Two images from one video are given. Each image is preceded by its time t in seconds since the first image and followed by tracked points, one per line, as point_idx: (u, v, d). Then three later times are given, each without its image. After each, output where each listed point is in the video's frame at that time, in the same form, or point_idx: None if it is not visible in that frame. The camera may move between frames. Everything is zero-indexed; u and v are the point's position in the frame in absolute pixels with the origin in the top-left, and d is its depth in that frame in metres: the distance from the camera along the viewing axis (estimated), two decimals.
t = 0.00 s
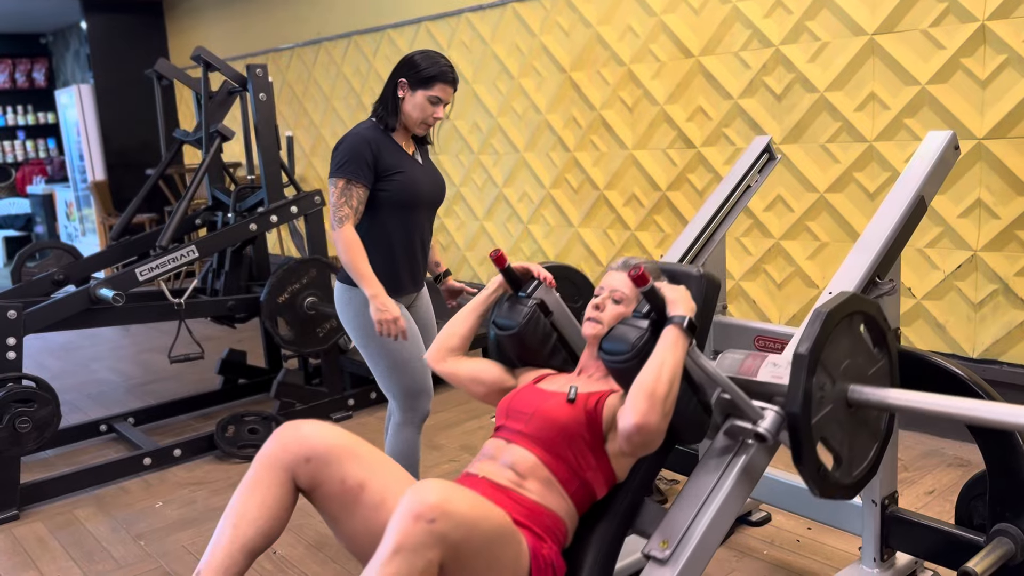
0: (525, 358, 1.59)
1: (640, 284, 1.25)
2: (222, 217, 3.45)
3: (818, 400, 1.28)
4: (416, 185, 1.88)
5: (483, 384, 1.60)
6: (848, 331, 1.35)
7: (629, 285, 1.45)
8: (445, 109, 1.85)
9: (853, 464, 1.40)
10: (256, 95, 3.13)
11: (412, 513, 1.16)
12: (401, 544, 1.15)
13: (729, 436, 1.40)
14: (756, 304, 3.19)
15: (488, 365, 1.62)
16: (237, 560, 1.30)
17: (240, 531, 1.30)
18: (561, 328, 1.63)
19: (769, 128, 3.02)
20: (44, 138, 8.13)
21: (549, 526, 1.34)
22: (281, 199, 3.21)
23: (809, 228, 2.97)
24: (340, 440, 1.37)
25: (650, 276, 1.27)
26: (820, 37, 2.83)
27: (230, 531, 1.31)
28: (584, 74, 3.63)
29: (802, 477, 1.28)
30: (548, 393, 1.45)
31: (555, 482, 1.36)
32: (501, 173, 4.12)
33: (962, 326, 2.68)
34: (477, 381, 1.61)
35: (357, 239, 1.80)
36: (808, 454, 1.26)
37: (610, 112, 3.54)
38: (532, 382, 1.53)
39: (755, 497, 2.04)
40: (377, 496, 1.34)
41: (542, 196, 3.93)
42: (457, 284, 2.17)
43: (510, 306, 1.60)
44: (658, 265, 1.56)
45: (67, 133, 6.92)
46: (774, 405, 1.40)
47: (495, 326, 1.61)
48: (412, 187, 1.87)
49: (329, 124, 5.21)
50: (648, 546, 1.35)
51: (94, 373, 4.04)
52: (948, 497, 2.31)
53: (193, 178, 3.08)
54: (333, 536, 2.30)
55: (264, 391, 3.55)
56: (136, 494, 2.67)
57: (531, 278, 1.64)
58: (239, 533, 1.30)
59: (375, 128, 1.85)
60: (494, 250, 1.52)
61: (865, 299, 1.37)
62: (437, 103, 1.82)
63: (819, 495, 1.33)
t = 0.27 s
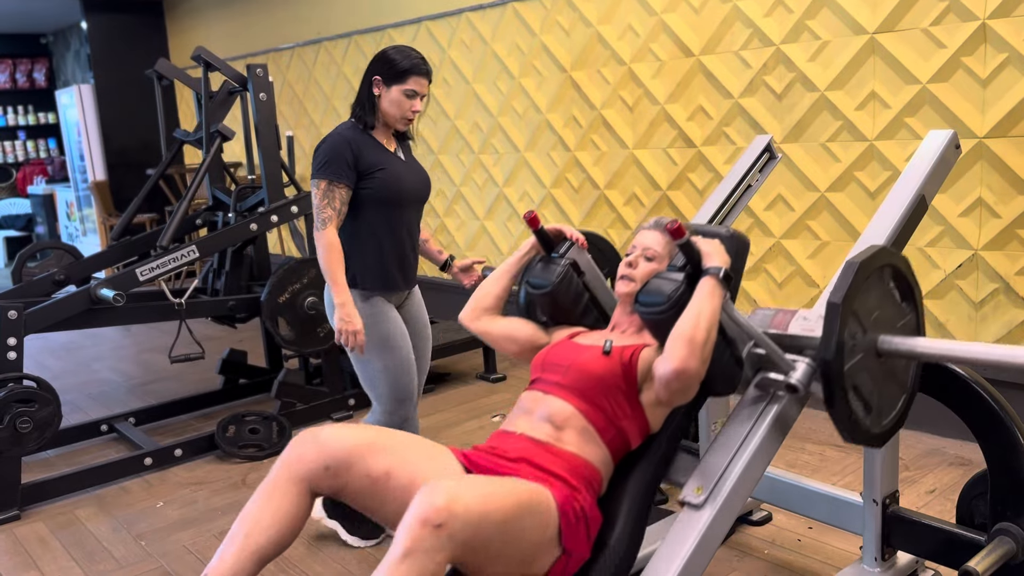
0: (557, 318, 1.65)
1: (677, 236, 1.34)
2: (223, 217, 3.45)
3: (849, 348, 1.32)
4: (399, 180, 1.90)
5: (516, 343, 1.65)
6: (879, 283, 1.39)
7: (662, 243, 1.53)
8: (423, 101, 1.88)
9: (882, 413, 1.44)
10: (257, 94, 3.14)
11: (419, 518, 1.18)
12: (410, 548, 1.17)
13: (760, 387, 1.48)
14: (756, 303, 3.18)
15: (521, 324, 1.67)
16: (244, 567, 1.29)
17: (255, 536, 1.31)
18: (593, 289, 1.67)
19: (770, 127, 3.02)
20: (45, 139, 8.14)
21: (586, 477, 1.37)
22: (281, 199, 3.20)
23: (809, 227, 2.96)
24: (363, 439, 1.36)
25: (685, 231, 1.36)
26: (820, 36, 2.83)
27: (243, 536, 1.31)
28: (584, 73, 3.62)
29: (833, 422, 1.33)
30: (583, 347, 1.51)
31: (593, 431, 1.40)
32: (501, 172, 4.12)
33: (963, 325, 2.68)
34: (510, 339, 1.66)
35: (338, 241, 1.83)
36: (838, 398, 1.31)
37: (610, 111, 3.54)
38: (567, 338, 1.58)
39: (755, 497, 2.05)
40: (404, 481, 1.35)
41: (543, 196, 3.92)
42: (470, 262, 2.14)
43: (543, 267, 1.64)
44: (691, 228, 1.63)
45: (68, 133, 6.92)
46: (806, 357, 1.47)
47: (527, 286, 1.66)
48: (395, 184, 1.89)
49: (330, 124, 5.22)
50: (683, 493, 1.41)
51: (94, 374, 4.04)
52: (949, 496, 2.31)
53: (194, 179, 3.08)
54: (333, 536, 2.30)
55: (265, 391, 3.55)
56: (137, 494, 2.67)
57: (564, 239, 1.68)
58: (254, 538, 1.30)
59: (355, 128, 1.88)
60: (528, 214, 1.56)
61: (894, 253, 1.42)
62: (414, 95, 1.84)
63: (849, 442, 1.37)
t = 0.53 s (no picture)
0: (586, 280, 1.72)
1: (709, 195, 1.37)
2: (224, 217, 3.45)
3: (877, 305, 1.36)
4: (379, 184, 1.92)
5: (546, 305, 1.71)
6: (904, 242, 1.43)
7: (690, 208, 1.59)
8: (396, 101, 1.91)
9: (909, 368, 1.47)
10: (258, 94, 3.14)
11: (435, 544, 1.18)
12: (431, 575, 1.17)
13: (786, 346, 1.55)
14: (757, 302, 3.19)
15: (551, 288, 1.73)
16: None
17: (282, 557, 1.28)
18: (621, 254, 1.74)
19: (770, 126, 3.02)
20: (46, 139, 8.15)
21: (617, 433, 1.44)
22: (282, 199, 3.20)
23: (810, 227, 2.96)
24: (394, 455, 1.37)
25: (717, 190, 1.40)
26: (821, 35, 2.83)
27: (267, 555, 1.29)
28: (585, 73, 3.62)
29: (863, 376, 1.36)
30: (613, 308, 1.59)
31: (625, 387, 1.48)
32: (502, 172, 4.12)
33: (964, 323, 2.68)
34: (540, 302, 1.72)
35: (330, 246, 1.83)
36: (868, 352, 1.34)
37: (611, 111, 3.54)
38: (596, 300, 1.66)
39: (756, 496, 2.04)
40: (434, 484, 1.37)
41: (544, 195, 3.93)
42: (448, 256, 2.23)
43: (573, 232, 1.71)
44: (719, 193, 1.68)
45: (68, 133, 6.92)
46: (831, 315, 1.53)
47: (558, 249, 1.72)
48: (375, 189, 1.92)
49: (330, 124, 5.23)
50: (714, 446, 1.48)
51: (95, 374, 4.04)
52: (950, 495, 2.31)
53: (195, 179, 3.08)
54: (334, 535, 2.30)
55: (266, 391, 3.55)
56: (138, 494, 2.67)
57: (593, 206, 1.74)
58: (281, 560, 1.28)
59: (331, 132, 1.88)
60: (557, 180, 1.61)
61: (918, 212, 1.46)
62: (388, 96, 1.87)
63: (877, 395, 1.41)
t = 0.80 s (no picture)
0: (587, 278, 1.73)
1: (710, 192, 1.38)
2: (224, 218, 3.45)
3: (879, 301, 1.35)
4: (369, 184, 1.96)
5: (548, 303, 1.72)
6: (905, 239, 1.44)
7: (692, 205, 1.60)
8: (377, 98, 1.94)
9: (910, 366, 1.47)
10: (258, 94, 3.14)
11: (435, 551, 1.19)
12: None
13: (789, 343, 1.57)
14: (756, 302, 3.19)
15: (552, 286, 1.73)
16: None
17: (286, 561, 1.28)
18: (622, 251, 1.78)
19: (771, 125, 3.02)
20: (47, 139, 8.16)
21: (619, 429, 1.45)
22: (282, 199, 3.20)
23: (810, 227, 2.96)
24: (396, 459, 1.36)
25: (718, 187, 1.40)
26: (821, 34, 2.82)
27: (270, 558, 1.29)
28: (585, 73, 3.62)
29: (864, 372, 1.36)
30: (614, 307, 1.60)
31: (626, 385, 1.49)
32: (502, 172, 4.12)
33: (965, 323, 2.68)
34: (542, 300, 1.72)
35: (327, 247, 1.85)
36: (869, 348, 1.33)
37: (611, 111, 3.54)
38: (598, 298, 1.67)
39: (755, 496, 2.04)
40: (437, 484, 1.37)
41: (544, 195, 3.93)
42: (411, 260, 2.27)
43: (575, 229, 1.72)
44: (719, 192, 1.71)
45: (69, 133, 6.93)
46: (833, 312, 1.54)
47: (559, 248, 1.73)
48: (366, 188, 1.95)
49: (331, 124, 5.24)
50: (716, 444, 1.48)
51: (96, 374, 4.05)
52: (950, 495, 2.31)
53: (195, 179, 3.08)
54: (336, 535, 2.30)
55: (266, 392, 3.55)
56: (139, 494, 2.67)
57: (594, 203, 1.75)
58: (285, 565, 1.28)
59: (318, 135, 1.89)
60: (561, 176, 1.62)
61: (920, 210, 1.46)
62: (371, 95, 1.90)
63: (877, 391, 1.41)
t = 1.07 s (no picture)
0: (576, 292, 1.73)
1: (699, 209, 1.35)
2: (224, 218, 3.45)
3: (868, 319, 1.35)
4: (373, 183, 1.98)
5: (537, 318, 1.71)
6: (896, 254, 1.43)
7: (681, 219, 1.62)
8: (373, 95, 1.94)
9: (902, 382, 1.46)
10: (258, 95, 3.14)
11: (427, 532, 1.18)
12: (421, 562, 1.16)
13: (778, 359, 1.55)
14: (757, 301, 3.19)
15: (540, 300, 1.72)
16: None
17: (274, 547, 1.28)
18: (611, 264, 1.79)
19: (771, 125, 3.01)
20: (48, 140, 8.17)
21: (608, 447, 1.44)
22: (282, 200, 3.20)
23: (811, 227, 2.96)
24: (381, 449, 1.37)
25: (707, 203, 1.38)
26: (821, 34, 2.82)
27: (258, 544, 1.29)
28: (585, 73, 3.62)
29: (853, 391, 1.36)
30: (603, 323, 1.59)
31: (613, 402, 1.49)
32: (502, 172, 4.12)
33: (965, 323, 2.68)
34: (531, 315, 1.71)
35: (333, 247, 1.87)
36: (858, 367, 1.33)
37: (611, 111, 3.54)
38: (587, 313, 1.67)
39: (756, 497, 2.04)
40: (423, 481, 1.37)
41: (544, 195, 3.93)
42: (421, 245, 2.32)
43: (564, 243, 1.72)
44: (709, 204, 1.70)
45: (70, 134, 6.93)
46: (823, 327, 1.53)
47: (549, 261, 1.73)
48: (370, 187, 1.97)
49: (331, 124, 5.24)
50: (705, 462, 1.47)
51: (97, 374, 4.05)
52: (951, 495, 2.31)
53: (195, 179, 3.08)
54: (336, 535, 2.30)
55: (266, 392, 3.55)
56: (139, 495, 2.67)
57: (583, 216, 1.77)
58: (272, 551, 1.28)
59: (318, 137, 1.90)
60: (550, 189, 1.63)
61: (911, 225, 1.45)
62: (364, 95, 1.90)
63: (868, 409, 1.40)
